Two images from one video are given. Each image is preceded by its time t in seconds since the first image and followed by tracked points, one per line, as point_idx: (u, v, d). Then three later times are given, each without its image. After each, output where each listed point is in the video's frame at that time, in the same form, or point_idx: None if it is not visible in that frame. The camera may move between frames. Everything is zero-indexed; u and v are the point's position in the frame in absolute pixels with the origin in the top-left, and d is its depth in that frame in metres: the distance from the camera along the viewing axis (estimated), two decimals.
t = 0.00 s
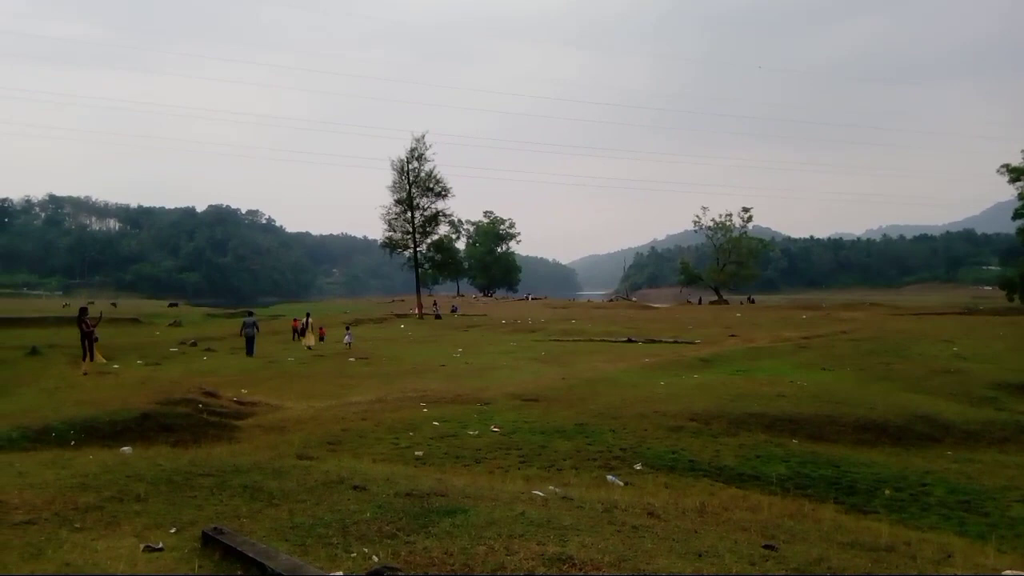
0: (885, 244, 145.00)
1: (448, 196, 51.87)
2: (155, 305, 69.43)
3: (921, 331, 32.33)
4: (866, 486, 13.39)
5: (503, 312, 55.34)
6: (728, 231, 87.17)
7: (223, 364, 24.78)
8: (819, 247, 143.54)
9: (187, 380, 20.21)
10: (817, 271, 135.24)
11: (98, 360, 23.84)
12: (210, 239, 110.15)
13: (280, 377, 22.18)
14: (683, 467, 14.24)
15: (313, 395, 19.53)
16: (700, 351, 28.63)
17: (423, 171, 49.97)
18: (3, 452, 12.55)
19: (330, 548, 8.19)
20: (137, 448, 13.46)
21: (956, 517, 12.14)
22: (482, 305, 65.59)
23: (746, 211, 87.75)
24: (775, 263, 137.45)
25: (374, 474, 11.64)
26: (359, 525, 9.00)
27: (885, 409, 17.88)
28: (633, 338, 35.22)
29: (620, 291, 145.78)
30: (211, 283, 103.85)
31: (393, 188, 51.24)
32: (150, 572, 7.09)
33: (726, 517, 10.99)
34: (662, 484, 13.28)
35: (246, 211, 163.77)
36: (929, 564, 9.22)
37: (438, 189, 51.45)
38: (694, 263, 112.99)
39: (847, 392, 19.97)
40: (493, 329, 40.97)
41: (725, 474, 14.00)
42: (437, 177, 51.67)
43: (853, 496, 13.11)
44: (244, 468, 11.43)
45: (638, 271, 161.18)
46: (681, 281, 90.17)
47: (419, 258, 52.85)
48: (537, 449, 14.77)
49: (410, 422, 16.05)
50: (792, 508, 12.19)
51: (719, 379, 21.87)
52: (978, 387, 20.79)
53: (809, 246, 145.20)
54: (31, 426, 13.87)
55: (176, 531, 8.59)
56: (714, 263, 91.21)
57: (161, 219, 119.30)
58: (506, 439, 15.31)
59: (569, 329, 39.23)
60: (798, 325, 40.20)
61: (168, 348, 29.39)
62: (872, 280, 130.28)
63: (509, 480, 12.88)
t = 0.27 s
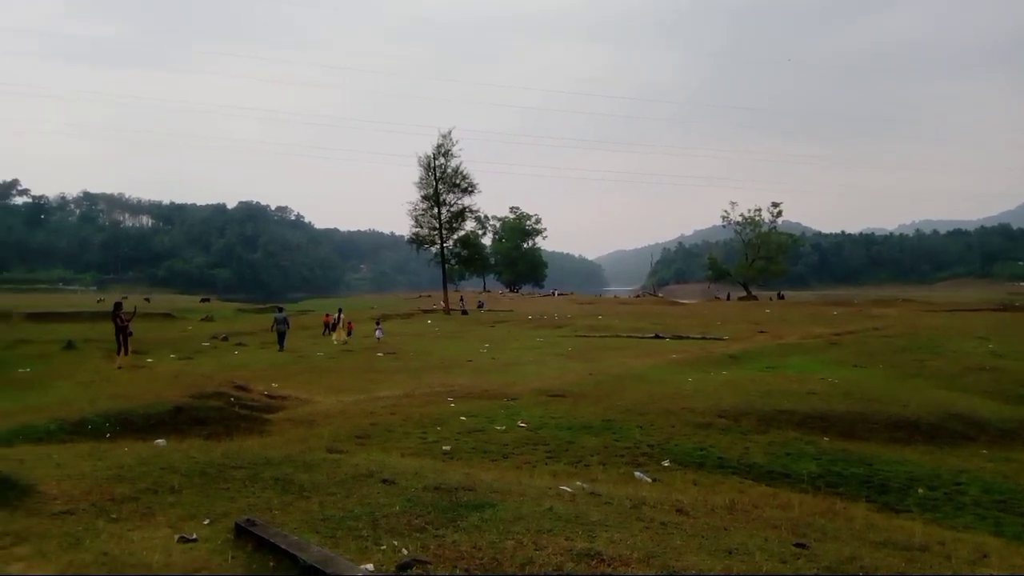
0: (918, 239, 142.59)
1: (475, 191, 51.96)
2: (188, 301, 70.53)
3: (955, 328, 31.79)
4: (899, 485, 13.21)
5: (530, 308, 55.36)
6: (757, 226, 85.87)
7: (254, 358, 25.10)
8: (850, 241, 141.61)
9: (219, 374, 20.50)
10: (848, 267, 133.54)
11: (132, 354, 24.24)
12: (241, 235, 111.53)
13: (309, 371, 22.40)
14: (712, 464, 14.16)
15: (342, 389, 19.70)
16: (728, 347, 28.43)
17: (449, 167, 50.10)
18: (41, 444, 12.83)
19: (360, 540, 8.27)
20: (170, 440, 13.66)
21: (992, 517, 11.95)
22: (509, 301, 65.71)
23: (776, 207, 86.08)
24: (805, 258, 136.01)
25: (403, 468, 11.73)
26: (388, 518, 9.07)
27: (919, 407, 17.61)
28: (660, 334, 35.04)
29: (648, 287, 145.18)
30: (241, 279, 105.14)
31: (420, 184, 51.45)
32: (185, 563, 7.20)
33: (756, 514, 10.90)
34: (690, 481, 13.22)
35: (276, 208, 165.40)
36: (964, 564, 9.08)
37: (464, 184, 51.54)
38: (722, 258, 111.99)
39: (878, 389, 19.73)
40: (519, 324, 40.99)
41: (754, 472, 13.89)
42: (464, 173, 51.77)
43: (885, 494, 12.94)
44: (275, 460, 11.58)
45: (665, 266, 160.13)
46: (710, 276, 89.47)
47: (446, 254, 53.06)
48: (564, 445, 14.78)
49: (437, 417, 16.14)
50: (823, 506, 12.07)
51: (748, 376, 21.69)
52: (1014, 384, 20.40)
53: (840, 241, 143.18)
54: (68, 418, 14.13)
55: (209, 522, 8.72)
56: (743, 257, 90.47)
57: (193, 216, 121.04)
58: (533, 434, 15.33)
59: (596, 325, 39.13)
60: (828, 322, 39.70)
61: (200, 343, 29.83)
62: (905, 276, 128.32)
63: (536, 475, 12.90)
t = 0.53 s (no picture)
0: (958, 235, 139.56)
1: (505, 189, 51.97)
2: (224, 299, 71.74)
3: (996, 326, 31.08)
4: (938, 486, 12.97)
5: (561, 305, 55.26)
6: (791, 222, 84.39)
7: (288, 355, 25.39)
8: (887, 238, 139.05)
9: (254, 371, 20.77)
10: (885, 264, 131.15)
11: (170, 350, 24.67)
12: (275, 234, 112.94)
13: (342, 368, 22.59)
14: (745, 464, 14.02)
15: (374, 386, 19.85)
16: (761, 345, 28.11)
17: (480, 165, 50.16)
18: (82, 439, 13.10)
19: (393, 536, 8.33)
20: (208, 436, 13.88)
21: None
22: (539, 298, 65.72)
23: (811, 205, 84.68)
24: (841, 255, 133.80)
25: (435, 465, 11.79)
26: (421, 514, 9.13)
27: (959, 407, 17.27)
28: (692, 332, 34.75)
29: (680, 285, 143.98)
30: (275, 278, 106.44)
31: (450, 182, 51.60)
32: (223, 557, 7.32)
33: (791, 515, 10.78)
34: (724, 481, 13.10)
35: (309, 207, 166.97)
36: (1007, 568, 8.88)
37: (494, 182, 51.58)
38: (756, 255, 110.60)
39: (916, 388, 19.37)
40: (550, 322, 40.96)
41: (789, 472, 13.73)
42: (494, 171, 51.79)
43: (924, 496, 12.72)
44: (310, 456, 11.71)
45: (697, 264, 158.64)
46: (743, 274, 88.42)
47: (476, 252, 53.17)
48: (595, 443, 14.73)
49: (469, 415, 16.19)
50: (860, 507, 11.89)
51: (782, 375, 21.43)
52: None
53: (877, 237, 140.60)
54: (108, 413, 14.42)
55: (246, 517, 8.85)
56: (776, 254, 89.14)
57: (228, 215, 122.79)
58: (564, 432, 15.31)
59: (627, 323, 38.91)
60: (864, 320, 39.03)
61: (235, 340, 30.25)
62: (944, 274, 125.64)
63: (568, 473, 12.89)
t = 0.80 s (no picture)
0: (997, 232, 136.65)
1: (533, 186, 51.94)
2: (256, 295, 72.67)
3: None
4: (975, 488, 12.74)
5: (589, 303, 55.11)
6: (824, 219, 83.49)
7: (319, 352, 25.63)
8: (923, 235, 136.59)
9: (286, 367, 20.99)
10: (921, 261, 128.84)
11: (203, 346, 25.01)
12: (305, 232, 114.09)
13: (372, 365, 22.77)
14: (777, 464, 13.89)
15: (403, 382, 19.95)
16: (793, 344, 27.79)
17: (507, 162, 50.19)
18: (118, 434, 13.34)
19: (423, 532, 8.38)
20: (240, 431, 14.06)
21: None
22: (568, 296, 65.59)
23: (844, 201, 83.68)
24: (874, 252, 131.74)
25: (465, 461, 11.83)
26: (450, 510, 9.17)
27: (996, 407, 16.92)
28: (722, 331, 34.45)
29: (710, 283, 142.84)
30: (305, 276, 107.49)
31: (478, 180, 51.69)
32: (255, 550, 7.41)
33: (824, 515, 10.65)
34: (755, 481, 12.98)
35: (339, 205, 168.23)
36: None
37: (522, 179, 51.56)
38: (787, 253, 109.32)
39: (952, 388, 19.02)
40: (578, 320, 40.87)
41: (821, 472, 13.58)
42: (522, 168, 51.77)
43: (960, 497, 12.50)
44: (340, 451, 11.81)
45: (727, 261, 157.23)
46: (774, 272, 87.53)
47: (504, 249, 53.22)
48: (624, 441, 14.68)
49: (498, 412, 16.22)
50: (894, 508, 11.72)
51: (814, 374, 21.17)
52: None
53: (912, 234, 138.17)
54: (144, 407, 14.67)
55: (278, 511, 8.96)
56: (809, 251, 88.04)
57: (260, 213, 124.27)
58: (593, 430, 15.27)
59: (656, 321, 38.68)
60: (899, 318, 38.37)
61: (267, 336, 30.59)
62: (981, 272, 123.16)
63: (597, 471, 12.85)
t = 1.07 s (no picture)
0: None
1: (555, 189, 51.91)
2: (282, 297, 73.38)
3: None
4: (1005, 497, 12.52)
5: (611, 307, 54.92)
6: (851, 224, 82.75)
7: (342, 353, 25.77)
8: (952, 240, 134.62)
9: (309, 368, 21.13)
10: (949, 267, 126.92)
11: (228, 346, 25.27)
12: (329, 235, 115.01)
13: (395, 366, 22.87)
14: (802, 470, 13.74)
15: (425, 384, 20.00)
16: (818, 349, 27.50)
17: (530, 165, 50.19)
18: (145, 432, 13.51)
19: (444, 534, 8.39)
20: (265, 431, 14.17)
21: None
22: (590, 299, 65.41)
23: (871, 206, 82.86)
24: (902, 258, 130.04)
25: (486, 464, 11.83)
26: (471, 513, 9.17)
27: None
28: (746, 335, 34.16)
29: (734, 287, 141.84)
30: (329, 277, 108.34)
31: (501, 183, 51.73)
32: (278, 549, 7.46)
33: (849, 524, 10.52)
34: (779, 488, 12.86)
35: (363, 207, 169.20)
36: None
37: (545, 182, 51.55)
38: (813, 257, 108.23)
39: (982, 396, 18.70)
40: (600, 323, 40.75)
41: (846, 480, 13.42)
42: (545, 171, 51.75)
43: (989, 507, 12.29)
44: (363, 452, 11.87)
45: (752, 265, 156.03)
46: (800, 277, 86.78)
47: (526, 252, 53.23)
48: (646, 446, 14.60)
49: (520, 415, 16.20)
50: (921, 517, 11.54)
51: (840, 380, 20.92)
52: None
53: (941, 239, 136.24)
54: (170, 407, 14.83)
55: (301, 510, 9.02)
56: (835, 256, 87.15)
57: (285, 215, 125.49)
58: (614, 434, 15.20)
59: (679, 325, 38.46)
60: (927, 325, 37.82)
61: (291, 337, 30.83)
62: (1012, 278, 121.08)
63: (619, 476, 12.80)
